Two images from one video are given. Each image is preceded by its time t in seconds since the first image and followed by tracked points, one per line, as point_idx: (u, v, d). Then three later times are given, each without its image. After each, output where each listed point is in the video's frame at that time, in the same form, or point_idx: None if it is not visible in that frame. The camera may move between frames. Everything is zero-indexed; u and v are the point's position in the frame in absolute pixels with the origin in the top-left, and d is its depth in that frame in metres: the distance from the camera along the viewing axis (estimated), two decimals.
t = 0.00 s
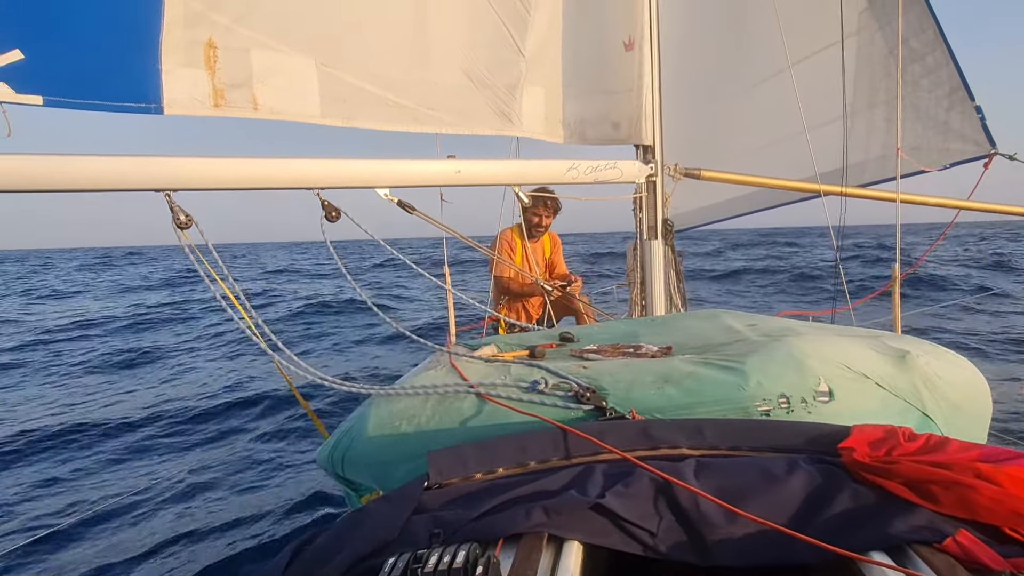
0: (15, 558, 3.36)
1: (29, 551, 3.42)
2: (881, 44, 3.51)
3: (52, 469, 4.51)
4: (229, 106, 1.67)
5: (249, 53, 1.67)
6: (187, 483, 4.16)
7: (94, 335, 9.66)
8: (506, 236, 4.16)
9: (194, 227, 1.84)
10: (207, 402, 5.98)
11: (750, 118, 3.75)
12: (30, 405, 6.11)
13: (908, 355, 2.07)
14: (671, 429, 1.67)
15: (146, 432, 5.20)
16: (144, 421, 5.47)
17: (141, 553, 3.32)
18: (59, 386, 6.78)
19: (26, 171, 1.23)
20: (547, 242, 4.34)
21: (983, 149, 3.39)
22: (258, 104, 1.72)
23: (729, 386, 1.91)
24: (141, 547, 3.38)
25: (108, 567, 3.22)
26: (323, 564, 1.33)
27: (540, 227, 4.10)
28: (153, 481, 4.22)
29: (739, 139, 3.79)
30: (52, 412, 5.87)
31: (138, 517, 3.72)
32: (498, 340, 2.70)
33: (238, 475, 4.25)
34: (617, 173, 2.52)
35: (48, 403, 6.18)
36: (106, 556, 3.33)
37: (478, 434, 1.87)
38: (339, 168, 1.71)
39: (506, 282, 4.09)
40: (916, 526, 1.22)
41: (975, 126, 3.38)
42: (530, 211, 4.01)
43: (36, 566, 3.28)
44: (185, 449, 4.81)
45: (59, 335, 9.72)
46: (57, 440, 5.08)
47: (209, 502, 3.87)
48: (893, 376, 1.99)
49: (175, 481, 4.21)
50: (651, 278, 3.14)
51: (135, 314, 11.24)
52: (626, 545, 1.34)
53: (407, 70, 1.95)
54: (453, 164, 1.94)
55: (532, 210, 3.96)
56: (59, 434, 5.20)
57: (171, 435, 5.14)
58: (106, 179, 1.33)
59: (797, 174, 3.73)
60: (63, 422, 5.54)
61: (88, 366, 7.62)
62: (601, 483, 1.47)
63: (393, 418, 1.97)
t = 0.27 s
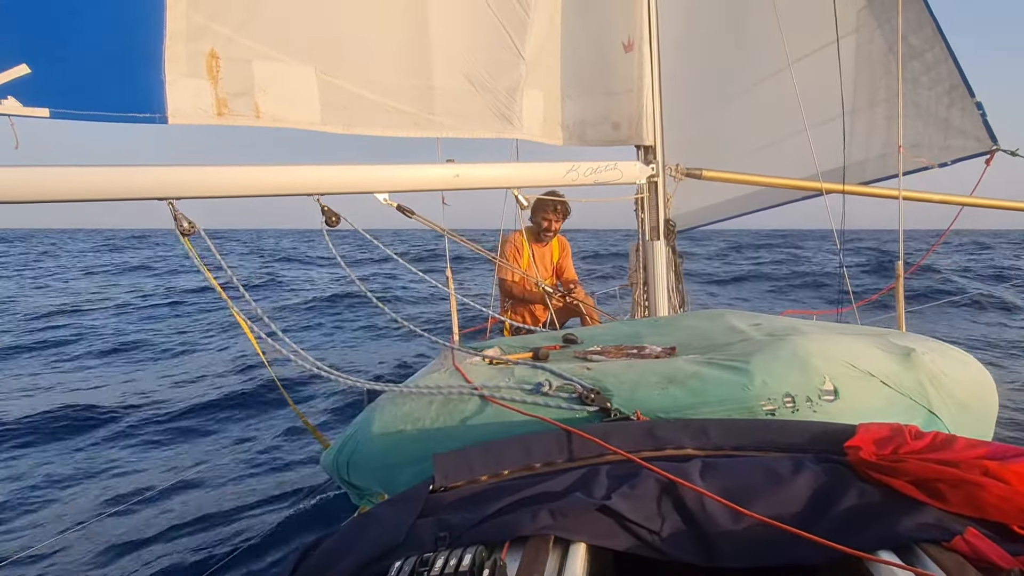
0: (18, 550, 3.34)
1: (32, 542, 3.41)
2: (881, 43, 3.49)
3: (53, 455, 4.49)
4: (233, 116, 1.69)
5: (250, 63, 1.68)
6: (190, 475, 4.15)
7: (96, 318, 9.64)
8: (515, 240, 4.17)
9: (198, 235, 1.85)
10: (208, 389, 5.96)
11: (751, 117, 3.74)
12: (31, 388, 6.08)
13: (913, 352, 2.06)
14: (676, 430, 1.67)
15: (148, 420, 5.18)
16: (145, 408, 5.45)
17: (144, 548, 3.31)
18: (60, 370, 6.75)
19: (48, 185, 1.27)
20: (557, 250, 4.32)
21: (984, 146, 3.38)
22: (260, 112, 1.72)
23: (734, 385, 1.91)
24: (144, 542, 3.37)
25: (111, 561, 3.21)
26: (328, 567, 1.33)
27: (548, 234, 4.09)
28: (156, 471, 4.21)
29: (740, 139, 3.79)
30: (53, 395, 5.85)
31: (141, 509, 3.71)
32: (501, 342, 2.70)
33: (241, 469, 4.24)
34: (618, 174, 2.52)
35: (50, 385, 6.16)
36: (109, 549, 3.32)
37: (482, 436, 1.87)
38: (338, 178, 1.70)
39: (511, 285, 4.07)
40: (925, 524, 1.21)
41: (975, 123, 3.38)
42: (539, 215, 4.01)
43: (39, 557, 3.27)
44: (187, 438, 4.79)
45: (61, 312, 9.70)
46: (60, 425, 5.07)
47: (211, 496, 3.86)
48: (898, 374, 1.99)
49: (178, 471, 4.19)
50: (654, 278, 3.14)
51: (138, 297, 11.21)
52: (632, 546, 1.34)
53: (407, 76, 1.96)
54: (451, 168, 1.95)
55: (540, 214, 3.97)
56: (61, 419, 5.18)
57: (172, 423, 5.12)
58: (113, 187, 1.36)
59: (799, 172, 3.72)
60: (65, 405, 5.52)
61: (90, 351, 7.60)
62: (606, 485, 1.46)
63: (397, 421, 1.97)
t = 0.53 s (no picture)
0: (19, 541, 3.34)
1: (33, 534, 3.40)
2: (879, 40, 3.49)
3: (53, 446, 4.47)
4: (230, 122, 1.71)
5: (250, 71, 1.72)
6: (191, 468, 4.14)
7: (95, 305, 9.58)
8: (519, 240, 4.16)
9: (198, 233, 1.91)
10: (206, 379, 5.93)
11: (750, 115, 3.74)
12: (30, 375, 6.05)
13: (914, 350, 2.06)
14: (677, 428, 1.67)
15: (148, 410, 5.16)
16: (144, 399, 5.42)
17: (144, 543, 3.30)
18: (61, 357, 6.74)
19: (47, 190, 1.32)
20: (560, 253, 4.31)
21: (984, 145, 3.38)
22: (257, 117, 1.75)
23: (735, 383, 1.91)
24: (145, 535, 3.37)
25: (112, 554, 3.21)
26: (329, 566, 1.33)
27: (552, 238, 4.09)
28: (156, 463, 4.19)
29: (740, 137, 3.78)
30: (52, 382, 5.82)
31: (142, 502, 3.70)
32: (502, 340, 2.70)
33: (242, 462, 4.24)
34: (617, 173, 2.53)
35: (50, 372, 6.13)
36: (110, 543, 3.31)
37: (483, 435, 1.87)
38: (333, 178, 1.72)
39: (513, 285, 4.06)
40: (926, 523, 1.21)
41: (976, 121, 3.37)
42: (545, 218, 4.00)
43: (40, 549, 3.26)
44: (187, 429, 4.77)
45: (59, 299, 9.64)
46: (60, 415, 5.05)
47: (212, 489, 3.85)
48: (899, 372, 1.99)
49: (178, 464, 4.18)
50: (654, 276, 3.14)
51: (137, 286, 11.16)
52: (633, 545, 1.34)
53: (407, 78, 1.96)
54: (448, 169, 1.95)
55: (546, 217, 3.96)
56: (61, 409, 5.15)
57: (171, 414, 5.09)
58: (126, 188, 1.42)
59: (800, 171, 3.70)
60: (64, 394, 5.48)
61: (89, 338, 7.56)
62: (607, 484, 1.46)
63: (398, 420, 1.97)
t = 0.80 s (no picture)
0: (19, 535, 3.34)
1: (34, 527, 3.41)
2: (878, 35, 3.46)
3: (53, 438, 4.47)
4: (229, 123, 1.75)
5: (245, 75, 1.75)
6: (192, 462, 4.14)
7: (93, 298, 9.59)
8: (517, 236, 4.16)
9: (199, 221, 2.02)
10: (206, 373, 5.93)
11: (748, 111, 3.73)
12: (31, 366, 6.08)
13: (912, 343, 2.06)
14: (676, 422, 1.67)
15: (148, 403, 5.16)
16: (143, 392, 5.41)
17: (144, 535, 3.32)
18: (62, 348, 6.77)
19: (53, 188, 1.38)
20: (559, 246, 4.31)
21: (981, 141, 3.37)
22: (255, 119, 1.78)
23: (734, 377, 1.91)
24: (146, 528, 3.38)
25: (113, 546, 3.22)
26: (329, 561, 1.33)
27: (552, 232, 4.09)
28: (157, 457, 4.21)
29: (738, 132, 3.77)
30: (52, 374, 5.83)
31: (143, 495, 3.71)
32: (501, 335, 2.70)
33: (243, 455, 4.24)
34: (614, 169, 2.52)
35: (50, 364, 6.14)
36: (111, 535, 3.32)
37: (482, 429, 1.88)
38: (329, 176, 1.75)
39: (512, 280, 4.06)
40: (923, 515, 1.22)
41: (973, 117, 3.36)
42: (543, 213, 3.99)
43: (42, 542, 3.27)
44: (187, 423, 4.78)
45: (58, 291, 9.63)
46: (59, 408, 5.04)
47: (211, 483, 3.87)
48: (897, 365, 1.99)
49: (177, 457, 4.19)
50: (653, 272, 3.13)
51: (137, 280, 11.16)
52: (632, 539, 1.34)
53: (404, 74, 1.96)
54: (443, 165, 1.95)
55: (544, 212, 3.95)
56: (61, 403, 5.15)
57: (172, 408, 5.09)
58: (125, 189, 1.47)
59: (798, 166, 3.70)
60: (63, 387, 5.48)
61: (88, 330, 7.55)
62: (606, 478, 1.47)
63: (398, 414, 1.97)
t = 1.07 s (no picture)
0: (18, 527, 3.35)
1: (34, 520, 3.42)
2: (878, 29, 3.46)
3: (51, 429, 4.47)
4: (223, 119, 1.76)
5: (239, 70, 1.76)
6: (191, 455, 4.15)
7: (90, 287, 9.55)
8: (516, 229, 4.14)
9: (200, 209, 2.05)
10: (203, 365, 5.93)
11: (747, 105, 3.72)
12: (30, 357, 6.07)
13: (909, 337, 2.07)
14: (674, 415, 1.68)
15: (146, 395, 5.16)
16: (141, 384, 5.41)
17: (146, 530, 3.34)
18: (61, 338, 6.76)
19: (55, 178, 1.38)
20: (558, 237, 4.31)
21: (979, 137, 3.37)
22: (249, 114, 1.80)
23: (731, 371, 1.91)
24: (145, 522, 3.39)
25: (115, 540, 3.24)
26: (328, 553, 1.34)
27: (550, 223, 4.08)
28: (156, 449, 4.22)
29: (738, 125, 3.76)
30: (50, 365, 5.82)
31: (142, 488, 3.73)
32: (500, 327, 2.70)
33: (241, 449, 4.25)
34: (614, 162, 2.52)
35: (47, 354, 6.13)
36: (110, 528, 3.34)
37: (480, 421, 1.88)
38: (329, 167, 1.75)
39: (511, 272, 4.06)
40: (918, 507, 1.22)
41: (972, 113, 3.37)
42: (541, 205, 3.98)
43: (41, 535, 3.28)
44: (186, 416, 4.79)
45: (55, 282, 9.60)
46: (57, 399, 5.04)
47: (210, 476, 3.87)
48: (893, 359, 2.00)
49: (177, 450, 4.21)
50: (652, 265, 3.13)
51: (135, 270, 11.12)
52: (629, 530, 1.35)
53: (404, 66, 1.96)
54: (441, 157, 1.95)
55: (543, 204, 3.94)
56: (59, 392, 5.16)
57: (170, 399, 5.09)
58: (124, 177, 1.47)
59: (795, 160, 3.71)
60: (61, 379, 5.47)
61: (85, 321, 7.53)
62: (603, 470, 1.47)
63: (396, 407, 1.98)
